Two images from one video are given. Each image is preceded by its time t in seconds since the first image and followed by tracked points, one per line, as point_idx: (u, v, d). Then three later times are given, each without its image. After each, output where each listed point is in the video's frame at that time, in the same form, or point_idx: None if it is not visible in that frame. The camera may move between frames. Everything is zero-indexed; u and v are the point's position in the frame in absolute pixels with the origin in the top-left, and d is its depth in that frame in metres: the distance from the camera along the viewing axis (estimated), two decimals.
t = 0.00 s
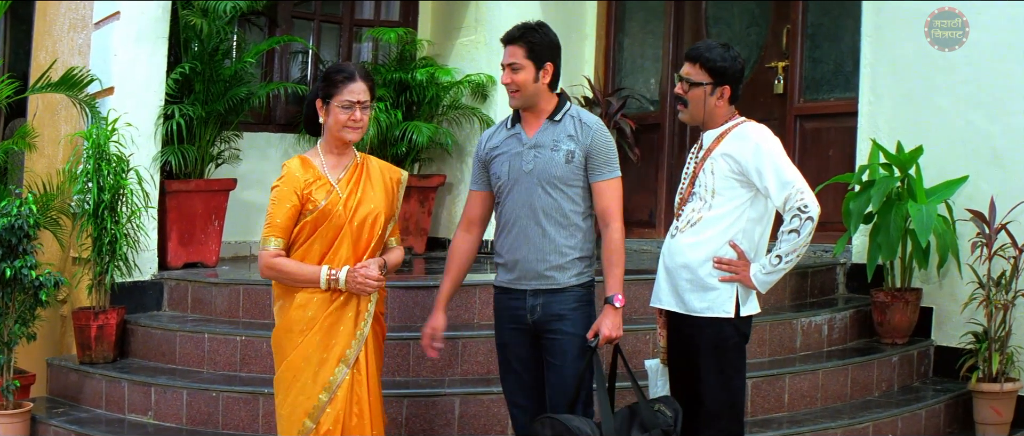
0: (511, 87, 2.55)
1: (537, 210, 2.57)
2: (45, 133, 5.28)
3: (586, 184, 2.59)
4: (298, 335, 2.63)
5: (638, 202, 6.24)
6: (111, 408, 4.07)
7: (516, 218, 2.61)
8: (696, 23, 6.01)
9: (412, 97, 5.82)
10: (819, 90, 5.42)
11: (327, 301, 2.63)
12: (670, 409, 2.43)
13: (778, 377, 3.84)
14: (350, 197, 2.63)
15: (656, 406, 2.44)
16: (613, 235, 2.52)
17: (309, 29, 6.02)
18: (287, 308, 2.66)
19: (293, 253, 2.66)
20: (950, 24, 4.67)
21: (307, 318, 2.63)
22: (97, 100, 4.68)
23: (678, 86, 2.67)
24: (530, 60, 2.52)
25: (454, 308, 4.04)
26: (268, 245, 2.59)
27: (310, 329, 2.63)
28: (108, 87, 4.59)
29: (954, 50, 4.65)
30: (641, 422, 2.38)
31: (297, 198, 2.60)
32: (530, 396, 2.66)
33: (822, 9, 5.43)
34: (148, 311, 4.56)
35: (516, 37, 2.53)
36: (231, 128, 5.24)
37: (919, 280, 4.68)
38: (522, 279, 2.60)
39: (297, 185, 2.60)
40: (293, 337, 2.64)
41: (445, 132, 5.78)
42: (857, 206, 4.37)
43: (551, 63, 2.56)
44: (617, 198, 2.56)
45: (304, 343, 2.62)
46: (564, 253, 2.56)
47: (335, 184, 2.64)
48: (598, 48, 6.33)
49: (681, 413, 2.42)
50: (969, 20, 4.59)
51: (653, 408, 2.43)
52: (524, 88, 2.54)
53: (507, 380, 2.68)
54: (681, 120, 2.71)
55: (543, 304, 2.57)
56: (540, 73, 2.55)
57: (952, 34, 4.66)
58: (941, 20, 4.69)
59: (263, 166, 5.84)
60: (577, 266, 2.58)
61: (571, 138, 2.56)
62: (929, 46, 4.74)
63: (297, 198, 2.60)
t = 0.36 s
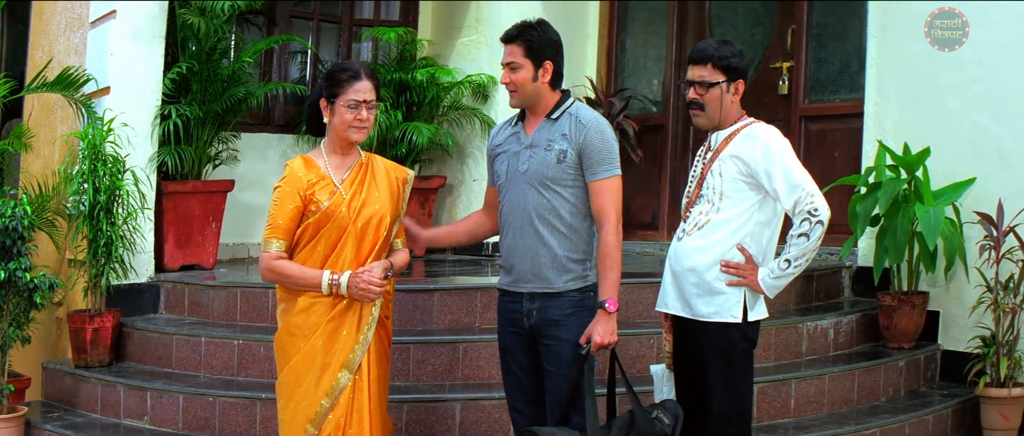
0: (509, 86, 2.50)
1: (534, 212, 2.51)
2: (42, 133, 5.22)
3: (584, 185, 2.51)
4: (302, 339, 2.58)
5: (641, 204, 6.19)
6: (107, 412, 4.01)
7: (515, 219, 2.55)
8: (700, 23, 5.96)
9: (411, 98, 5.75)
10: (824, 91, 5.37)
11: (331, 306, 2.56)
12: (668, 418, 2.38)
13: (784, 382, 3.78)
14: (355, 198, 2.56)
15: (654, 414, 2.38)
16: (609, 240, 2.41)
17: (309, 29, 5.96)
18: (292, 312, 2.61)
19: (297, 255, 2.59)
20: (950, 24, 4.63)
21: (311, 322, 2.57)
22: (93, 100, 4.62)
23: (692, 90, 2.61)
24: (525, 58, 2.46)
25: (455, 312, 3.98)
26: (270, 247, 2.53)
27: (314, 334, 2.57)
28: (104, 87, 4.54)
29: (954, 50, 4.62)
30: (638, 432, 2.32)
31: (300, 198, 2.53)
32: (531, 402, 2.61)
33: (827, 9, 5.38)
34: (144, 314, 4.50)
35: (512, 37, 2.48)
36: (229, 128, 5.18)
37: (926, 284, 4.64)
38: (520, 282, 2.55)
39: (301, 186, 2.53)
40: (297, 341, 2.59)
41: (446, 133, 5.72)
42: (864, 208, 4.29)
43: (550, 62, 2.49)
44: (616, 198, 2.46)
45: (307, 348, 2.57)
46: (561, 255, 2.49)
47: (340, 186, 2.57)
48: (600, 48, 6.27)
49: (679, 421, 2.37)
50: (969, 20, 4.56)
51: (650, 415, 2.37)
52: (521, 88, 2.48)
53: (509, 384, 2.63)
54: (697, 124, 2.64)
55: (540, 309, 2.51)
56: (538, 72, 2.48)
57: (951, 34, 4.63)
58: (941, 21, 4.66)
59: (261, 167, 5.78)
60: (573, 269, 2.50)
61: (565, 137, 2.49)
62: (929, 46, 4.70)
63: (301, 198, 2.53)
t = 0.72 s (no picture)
0: (517, 84, 2.44)
1: (538, 213, 2.45)
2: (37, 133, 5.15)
3: (591, 187, 2.45)
4: (319, 344, 2.50)
5: (643, 205, 6.13)
6: (101, 417, 3.94)
7: (517, 220, 2.49)
8: (703, 23, 5.90)
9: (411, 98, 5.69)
10: (828, 91, 5.31)
11: (351, 311, 2.49)
12: None
13: (790, 387, 3.72)
14: (372, 199, 2.48)
15: (643, 430, 2.36)
16: (613, 244, 2.35)
17: (307, 28, 5.90)
18: (304, 316, 2.50)
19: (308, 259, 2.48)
20: (950, 24, 4.60)
21: (329, 327, 2.49)
22: (88, 100, 4.54)
23: (699, 90, 2.54)
24: (533, 56, 2.40)
25: (456, 315, 3.92)
26: (282, 250, 2.40)
27: (331, 338, 2.50)
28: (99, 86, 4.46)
29: (954, 50, 4.59)
30: None
31: (318, 201, 2.42)
32: (534, 407, 2.54)
33: (832, 8, 5.32)
34: (140, 316, 4.43)
35: (520, 34, 2.42)
36: (226, 128, 5.12)
37: (932, 286, 4.58)
38: (522, 285, 2.49)
39: (320, 188, 2.43)
40: (313, 346, 2.50)
41: (446, 133, 5.66)
42: (871, 209, 4.25)
43: (558, 59, 2.43)
44: (625, 202, 2.41)
45: (324, 353, 2.49)
46: (566, 259, 2.43)
47: (356, 189, 2.47)
48: (602, 47, 6.21)
49: None
50: (970, 20, 4.53)
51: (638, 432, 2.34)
52: (529, 85, 2.42)
53: (511, 390, 2.57)
54: (706, 124, 2.57)
55: (543, 313, 2.45)
56: (546, 69, 2.42)
57: (952, 34, 4.59)
58: (941, 21, 4.62)
59: (258, 167, 5.72)
60: (577, 274, 2.45)
61: (573, 138, 2.43)
62: (930, 46, 4.66)
63: (318, 202, 2.42)
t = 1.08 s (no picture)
0: (512, 82, 2.38)
1: (536, 213, 2.39)
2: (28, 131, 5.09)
3: (587, 187, 2.38)
4: (328, 348, 2.41)
5: (641, 204, 6.07)
6: (92, 420, 3.88)
7: (515, 221, 2.43)
8: (702, 20, 5.83)
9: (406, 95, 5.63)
10: (829, 89, 5.25)
11: (362, 312, 2.42)
12: None
13: (792, 389, 3.66)
14: (378, 198, 2.42)
15: None
16: (609, 246, 2.28)
17: (301, 25, 5.84)
18: (312, 319, 2.40)
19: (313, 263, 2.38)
20: (950, 24, 4.54)
21: (339, 330, 2.41)
22: (79, 97, 4.47)
23: (695, 82, 2.49)
24: (528, 53, 2.34)
25: (451, 316, 3.85)
26: (290, 253, 2.30)
27: (341, 341, 2.42)
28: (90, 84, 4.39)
29: (954, 50, 4.53)
30: None
31: (326, 202, 2.33)
32: (532, 411, 2.48)
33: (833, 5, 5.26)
34: (132, 317, 4.37)
35: (514, 31, 2.36)
36: (218, 127, 5.06)
37: (935, 287, 4.52)
38: (521, 287, 2.43)
39: (329, 189, 2.34)
40: (322, 350, 2.41)
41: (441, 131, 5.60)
42: (872, 209, 4.18)
43: (554, 57, 2.36)
44: (620, 202, 2.33)
45: (334, 357, 2.41)
46: (566, 260, 2.37)
47: (363, 189, 2.40)
48: (599, 45, 6.15)
49: None
50: (970, 20, 4.47)
51: None
52: (524, 84, 2.36)
53: (509, 394, 2.51)
54: (697, 117, 2.52)
55: (542, 315, 2.39)
56: (541, 68, 2.36)
57: (952, 34, 4.54)
58: (940, 21, 4.57)
59: (252, 166, 5.66)
60: (576, 275, 2.38)
61: (569, 137, 2.36)
62: (930, 46, 4.61)
63: (327, 203, 2.33)
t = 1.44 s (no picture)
0: (511, 77, 2.31)
1: (536, 212, 2.33)
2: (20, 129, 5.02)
3: (589, 184, 2.31)
4: (324, 351, 2.35)
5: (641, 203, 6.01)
6: (83, 422, 3.81)
7: (515, 220, 2.37)
8: (701, 17, 5.77)
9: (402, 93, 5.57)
10: (831, 87, 5.19)
11: (359, 315, 2.37)
12: None
13: (795, 392, 3.60)
14: (376, 198, 2.36)
15: None
16: (611, 245, 2.21)
17: (296, 22, 5.77)
18: (308, 321, 2.34)
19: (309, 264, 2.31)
20: (949, 24, 4.50)
21: (335, 332, 2.35)
22: (71, 94, 4.42)
23: (700, 77, 2.43)
24: (526, 47, 2.27)
25: (448, 317, 3.79)
26: (285, 254, 2.22)
27: (338, 345, 2.36)
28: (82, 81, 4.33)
29: (954, 50, 4.49)
30: None
31: (324, 202, 2.26)
32: (532, 416, 2.42)
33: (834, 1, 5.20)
34: (124, 318, 4.31)
35: (513, 24, 2.30)
36: (212, 125, 5.00)
37: (939, 287, 4.47)
38: (521, 288, 2.37)
39: (326, 188, 2.27)
40: (318, 353, 2.34)
41: (437, 130, 5.54)
42: (876, 208, 4.12)
43: (553, 50, 2.30)
44: (625, 199, 2.27)
45: (331, 360, 2.35)
46: (567, 260, 2.31)
47: (360, 189, 2.34)
48: (597, 43, 6.09)
49: None
50: (969, 20, 4.42)
51: None
52: (524, 79, 2.29)
53: (509, 397, 2.45)
54: (701, 114, 2.46)
55: (544, 317, 2.33)
56: (540, 62, 2.29)
57: (951, 34, 4.49)
58: (939, 21, 4.52)
59: (246, 165, 5.60)
60: (579, 276, 2.32)
61: (570, 133, 2.30)
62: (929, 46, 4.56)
63: (324, 202, 2.26)
